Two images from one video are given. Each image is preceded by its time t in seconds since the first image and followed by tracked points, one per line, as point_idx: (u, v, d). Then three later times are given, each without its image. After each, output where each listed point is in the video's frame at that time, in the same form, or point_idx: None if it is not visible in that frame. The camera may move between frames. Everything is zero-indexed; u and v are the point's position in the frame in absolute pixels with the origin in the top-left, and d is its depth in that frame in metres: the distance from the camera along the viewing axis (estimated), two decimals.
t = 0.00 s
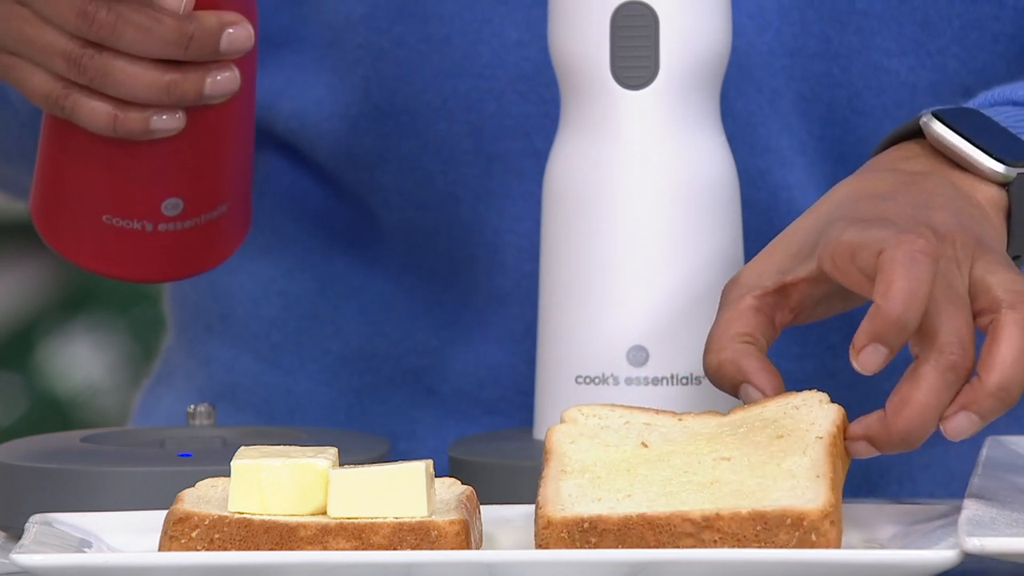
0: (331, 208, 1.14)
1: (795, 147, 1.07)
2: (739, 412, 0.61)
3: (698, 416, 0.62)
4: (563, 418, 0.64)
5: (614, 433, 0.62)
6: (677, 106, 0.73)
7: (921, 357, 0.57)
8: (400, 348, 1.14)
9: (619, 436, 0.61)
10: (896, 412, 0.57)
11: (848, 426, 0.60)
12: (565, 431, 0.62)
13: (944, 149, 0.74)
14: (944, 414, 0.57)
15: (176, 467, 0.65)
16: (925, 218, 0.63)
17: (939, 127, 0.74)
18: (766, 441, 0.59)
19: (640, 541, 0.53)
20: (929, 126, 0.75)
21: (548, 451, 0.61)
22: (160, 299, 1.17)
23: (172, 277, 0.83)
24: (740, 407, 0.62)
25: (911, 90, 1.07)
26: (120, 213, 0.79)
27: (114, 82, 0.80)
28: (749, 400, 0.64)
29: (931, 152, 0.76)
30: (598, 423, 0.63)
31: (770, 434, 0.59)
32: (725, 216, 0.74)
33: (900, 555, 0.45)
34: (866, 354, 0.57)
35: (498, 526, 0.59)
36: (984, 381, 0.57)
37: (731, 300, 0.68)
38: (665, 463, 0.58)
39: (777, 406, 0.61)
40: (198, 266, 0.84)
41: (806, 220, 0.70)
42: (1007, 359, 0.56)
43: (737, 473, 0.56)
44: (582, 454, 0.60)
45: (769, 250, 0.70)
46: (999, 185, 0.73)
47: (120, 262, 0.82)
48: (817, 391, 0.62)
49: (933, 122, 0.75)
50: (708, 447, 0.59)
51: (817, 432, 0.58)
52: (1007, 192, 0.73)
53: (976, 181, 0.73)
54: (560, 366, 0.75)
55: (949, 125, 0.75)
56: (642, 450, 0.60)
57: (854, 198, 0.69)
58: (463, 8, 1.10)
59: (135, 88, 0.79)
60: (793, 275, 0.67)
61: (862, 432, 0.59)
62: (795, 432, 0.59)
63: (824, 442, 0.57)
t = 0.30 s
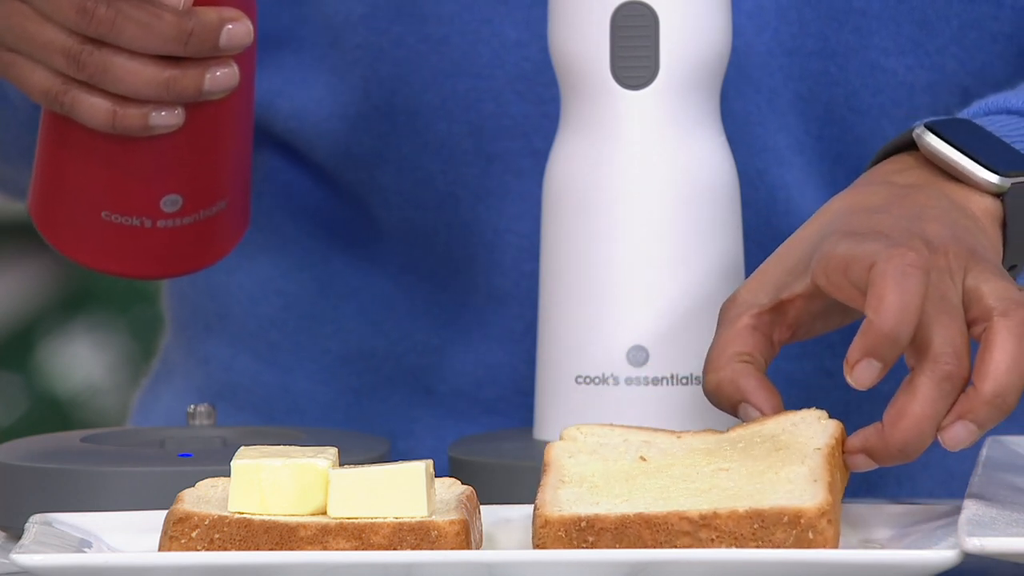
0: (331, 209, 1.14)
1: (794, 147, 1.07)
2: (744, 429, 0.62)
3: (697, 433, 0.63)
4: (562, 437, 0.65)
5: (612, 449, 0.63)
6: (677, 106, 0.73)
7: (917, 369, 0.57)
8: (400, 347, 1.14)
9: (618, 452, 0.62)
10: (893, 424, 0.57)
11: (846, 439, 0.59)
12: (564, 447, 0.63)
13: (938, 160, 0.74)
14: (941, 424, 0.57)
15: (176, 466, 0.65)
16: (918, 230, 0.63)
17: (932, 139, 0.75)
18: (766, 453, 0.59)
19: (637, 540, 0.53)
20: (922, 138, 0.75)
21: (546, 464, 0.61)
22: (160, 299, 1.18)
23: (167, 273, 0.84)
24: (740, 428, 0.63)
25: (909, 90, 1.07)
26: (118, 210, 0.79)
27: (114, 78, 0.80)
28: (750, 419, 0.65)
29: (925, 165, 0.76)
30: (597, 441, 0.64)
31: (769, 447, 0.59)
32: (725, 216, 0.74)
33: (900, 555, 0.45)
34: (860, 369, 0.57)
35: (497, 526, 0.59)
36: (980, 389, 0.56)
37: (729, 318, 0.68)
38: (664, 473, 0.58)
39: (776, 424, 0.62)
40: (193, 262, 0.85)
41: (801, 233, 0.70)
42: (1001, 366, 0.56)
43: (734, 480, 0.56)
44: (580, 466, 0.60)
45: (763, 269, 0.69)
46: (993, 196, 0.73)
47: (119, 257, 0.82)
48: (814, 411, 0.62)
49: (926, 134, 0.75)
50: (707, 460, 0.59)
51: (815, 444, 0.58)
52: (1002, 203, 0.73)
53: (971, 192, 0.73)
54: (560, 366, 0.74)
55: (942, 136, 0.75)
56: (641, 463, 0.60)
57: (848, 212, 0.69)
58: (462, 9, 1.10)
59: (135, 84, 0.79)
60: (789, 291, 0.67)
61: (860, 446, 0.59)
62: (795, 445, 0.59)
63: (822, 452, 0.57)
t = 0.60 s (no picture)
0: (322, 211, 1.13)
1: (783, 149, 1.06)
2: (743, 464, 0.62)
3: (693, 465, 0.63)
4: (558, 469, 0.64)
5: (609, 479, 0.62)
6: (677, 106, 0.73)
7: (914, 390, 0.58)
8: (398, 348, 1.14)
9: (614, 479, 0.61)
10: (892, 444, 0.57)
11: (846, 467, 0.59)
12: (560, 477, 0.62)
13: (930, 184, 0.74)
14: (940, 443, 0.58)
15: (176, 466, 0.65)
16: (912, 253, 0.64)
17: (923, 162, 0.75)
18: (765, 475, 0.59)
19: (637, 539, 0.53)
20: (914, 162, 0.75)
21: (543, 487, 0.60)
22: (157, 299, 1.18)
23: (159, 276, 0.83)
24: (741, 460, 0.63)
25: (877, 95, 1.07)
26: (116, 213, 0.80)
27: (107, 82, 0.80)
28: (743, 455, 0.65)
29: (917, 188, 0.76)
30: (597, 471, 0.63)
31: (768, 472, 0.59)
32: (725, 216, 0.74)
33: (900, 555, 0.45)
34: (859, 392, 0.56)
35: (497, 525, 0.59)
36: (976, 404, 0.57)
37: (732, 349, 0.68)
38: (663, 491, 0.58)
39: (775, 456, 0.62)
40: (182, 265, 0.84)
41: (797, 259, 0.70)
42: (997, 380, 0.56)
43: (733, 491, 0.56)
44: (578, 487, 0.60)
45: (762, 300, 0.69)
46: (987, 218, 0.73)
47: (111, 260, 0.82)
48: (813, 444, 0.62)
49: (917, 157, 0.75)
50: (706, 481, 0.59)
51: (812, 466, 0.58)
52: (996, 224, 0.73)
53: (965, 215, 0.73)
54: (559, 366, 0.74)
55: (933, 159, 0.75)
56: (639, 487, 0.59)
57: (844, 236, 0.69)
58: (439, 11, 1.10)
59: (128, 89, 0.79)
60: (787, 319, 0.67)
61: (858, 469, 0.59)
62: (794, 468, 0.59)
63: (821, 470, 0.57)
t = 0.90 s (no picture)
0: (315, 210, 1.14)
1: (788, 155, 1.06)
2: (742, 467, 0.62)
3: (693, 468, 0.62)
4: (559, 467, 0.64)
5: (610, 479, 0.62)
6: (677, 105, 0.73)
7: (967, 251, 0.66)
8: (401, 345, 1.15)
9: (615, 480, 0.61)
10: (958, 296, 0.63)
11: (847, 475, 0.59)
12: (562, 475, 0.62)
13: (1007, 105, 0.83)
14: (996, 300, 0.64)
15: (176, 466, 0.65)
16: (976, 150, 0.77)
17: (1002, 82, 0.85)
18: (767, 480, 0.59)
19: (641, 538, 0.52)
20: (991, 80, 0.86)
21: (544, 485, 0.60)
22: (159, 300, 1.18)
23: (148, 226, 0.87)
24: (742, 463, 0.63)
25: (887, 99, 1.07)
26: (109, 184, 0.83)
27: (105, 27, 0.79)
28: (762, 345, 0.68)
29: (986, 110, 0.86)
30: (596, 470, 0.63)
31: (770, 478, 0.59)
32: (725, 216, 0.74)
33: (900, 555, 0.45)
34: (908, 273, 0.61)
35: (496, 525, 0.59)
36: None
37: (806, 236, 0.75)
38: (664, 493, 0.58)
39: (778, 464, 0.62)
40: (171, 215, 0.88)
41: (854, 171, 0.79)
42: None
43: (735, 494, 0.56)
44: (580, 484, 0.60)
45: (816, 215, 0.76)
46: None
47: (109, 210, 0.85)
48: (814, 453, 0.63)
49: (996, 76, 0.86)
50: (707, 484, 0.58)
51: (814, 474, 0.58)
52: None
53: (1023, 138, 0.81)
54: (559, 365, 0.74)
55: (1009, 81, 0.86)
56: (639, 487, 0.59)
57: (896, 144, 0.80)
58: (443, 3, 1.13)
59: (125, 35, 0.77)
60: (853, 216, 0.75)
61: (937, 343, 0.60)
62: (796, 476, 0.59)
63: (824, 477, 0.57)
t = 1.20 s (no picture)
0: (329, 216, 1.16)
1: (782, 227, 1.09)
2: (742, 467, 0.62)
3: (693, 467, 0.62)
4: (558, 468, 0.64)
5: (610, 479, 0.62)
6: (677, 105, 0.73)
7: None
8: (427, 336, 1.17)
9: (615, 480, 0.61)
10: None
11: (846, 475, 0.59)
12: (561, 475, 0.62)
13: None
14: None
15: (175, 465, 0.65)
16: None
17: None
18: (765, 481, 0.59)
19: (640, 538, 0.52)
20: None
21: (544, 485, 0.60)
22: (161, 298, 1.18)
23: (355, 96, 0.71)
24: (740, 464, 0.63)
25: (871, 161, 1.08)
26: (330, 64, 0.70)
27: None
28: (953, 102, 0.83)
29: None
30: (596, 470, 0.63)
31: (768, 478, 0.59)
32: (727, 215, 0.74)
33: (900, 556, 0.45)
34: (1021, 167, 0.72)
35: (496, 525, 0.59)
36: None
37: None
38: (665, 493, 0.57)
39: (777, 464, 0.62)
40: (333, 89, 0.71)
41: None
42: None
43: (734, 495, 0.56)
44: (580, 484, 0.60)
45: None
46: None
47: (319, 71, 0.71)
48: (813, 453, 0.63)
49: None
50: (706, 484, 0.58)
51: (814, 475, 0.58)
52: None
53: None
54: (559, 365, 0.74)
55: None
56: (639, 487, 0.59)
57: None
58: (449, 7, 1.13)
59: None
60: None
61: None
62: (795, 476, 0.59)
63: (823, 478, 0.57)
